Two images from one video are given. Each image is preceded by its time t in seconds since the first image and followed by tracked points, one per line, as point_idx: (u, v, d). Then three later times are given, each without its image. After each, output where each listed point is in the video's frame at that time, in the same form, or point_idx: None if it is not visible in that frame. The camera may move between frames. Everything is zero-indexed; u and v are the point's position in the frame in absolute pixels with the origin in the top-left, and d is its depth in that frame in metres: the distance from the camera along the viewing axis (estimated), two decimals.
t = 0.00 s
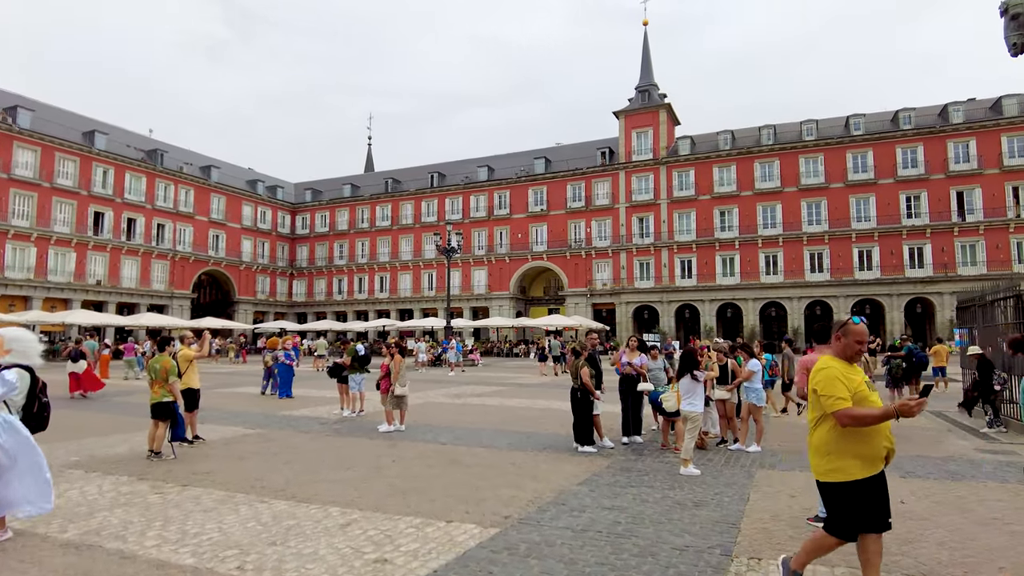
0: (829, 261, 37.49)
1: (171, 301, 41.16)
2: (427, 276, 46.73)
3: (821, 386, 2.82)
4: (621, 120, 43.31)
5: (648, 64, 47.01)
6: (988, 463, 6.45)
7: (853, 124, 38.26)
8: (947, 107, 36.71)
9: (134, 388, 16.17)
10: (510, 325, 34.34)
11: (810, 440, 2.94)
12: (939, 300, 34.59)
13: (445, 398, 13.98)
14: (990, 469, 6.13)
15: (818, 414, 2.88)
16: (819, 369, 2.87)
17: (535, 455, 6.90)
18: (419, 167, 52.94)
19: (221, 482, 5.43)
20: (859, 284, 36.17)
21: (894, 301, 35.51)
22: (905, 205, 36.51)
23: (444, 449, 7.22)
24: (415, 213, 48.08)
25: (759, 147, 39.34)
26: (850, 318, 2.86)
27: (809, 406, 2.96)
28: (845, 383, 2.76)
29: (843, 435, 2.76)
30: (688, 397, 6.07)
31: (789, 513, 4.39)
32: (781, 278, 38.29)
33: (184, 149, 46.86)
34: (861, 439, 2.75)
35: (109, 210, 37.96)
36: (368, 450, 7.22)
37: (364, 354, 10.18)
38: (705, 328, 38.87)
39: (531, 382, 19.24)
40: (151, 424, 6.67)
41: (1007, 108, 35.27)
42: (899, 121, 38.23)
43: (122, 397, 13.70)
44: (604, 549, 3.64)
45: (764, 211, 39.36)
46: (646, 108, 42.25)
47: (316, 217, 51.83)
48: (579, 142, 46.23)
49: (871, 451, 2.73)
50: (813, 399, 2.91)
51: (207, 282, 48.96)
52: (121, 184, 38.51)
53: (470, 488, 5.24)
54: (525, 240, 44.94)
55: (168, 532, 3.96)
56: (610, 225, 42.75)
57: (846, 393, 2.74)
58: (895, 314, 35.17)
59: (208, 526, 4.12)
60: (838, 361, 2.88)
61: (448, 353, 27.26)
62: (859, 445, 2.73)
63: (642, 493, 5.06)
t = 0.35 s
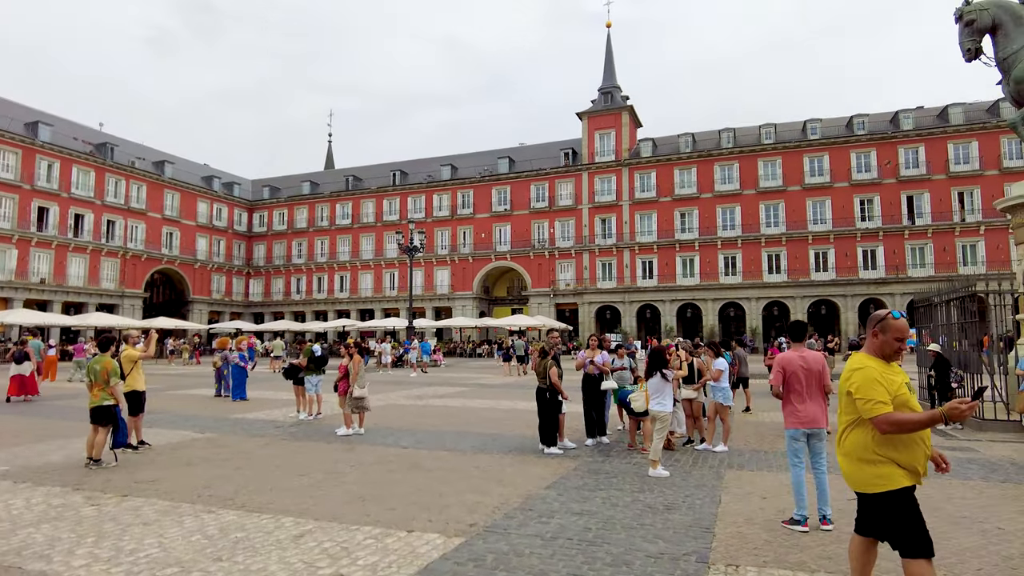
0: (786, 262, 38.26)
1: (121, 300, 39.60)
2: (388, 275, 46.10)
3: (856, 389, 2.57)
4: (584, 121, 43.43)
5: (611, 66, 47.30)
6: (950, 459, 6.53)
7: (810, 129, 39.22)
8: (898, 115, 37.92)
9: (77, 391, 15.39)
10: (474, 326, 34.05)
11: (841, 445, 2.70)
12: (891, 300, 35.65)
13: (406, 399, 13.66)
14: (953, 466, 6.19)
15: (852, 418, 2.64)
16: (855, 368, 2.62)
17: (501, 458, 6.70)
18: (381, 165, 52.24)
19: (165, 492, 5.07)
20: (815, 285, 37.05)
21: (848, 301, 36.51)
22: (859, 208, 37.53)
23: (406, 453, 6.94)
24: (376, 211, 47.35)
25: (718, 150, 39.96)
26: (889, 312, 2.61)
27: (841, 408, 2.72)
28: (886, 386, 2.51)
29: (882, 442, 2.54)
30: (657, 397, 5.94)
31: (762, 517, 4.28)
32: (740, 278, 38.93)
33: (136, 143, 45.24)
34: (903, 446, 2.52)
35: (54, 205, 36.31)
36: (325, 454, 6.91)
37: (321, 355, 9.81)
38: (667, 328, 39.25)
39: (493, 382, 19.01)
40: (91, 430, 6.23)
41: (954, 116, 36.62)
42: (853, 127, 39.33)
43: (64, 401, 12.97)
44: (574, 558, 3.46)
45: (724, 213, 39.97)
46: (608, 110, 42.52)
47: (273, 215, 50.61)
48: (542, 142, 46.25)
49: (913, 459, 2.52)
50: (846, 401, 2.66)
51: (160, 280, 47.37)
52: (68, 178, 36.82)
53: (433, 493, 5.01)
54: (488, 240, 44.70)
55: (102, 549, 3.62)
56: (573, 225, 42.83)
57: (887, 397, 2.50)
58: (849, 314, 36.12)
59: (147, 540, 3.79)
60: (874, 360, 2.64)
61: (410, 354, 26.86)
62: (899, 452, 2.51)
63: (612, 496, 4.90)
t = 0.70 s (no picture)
0: (751, 264, 38.86)
1: (75, 299, 38.14)
2: (354, 274, 45.43)
3: (933, 396, 2.29)
4: (553, 121, 43.41)
5: (580, 67, 47.43)
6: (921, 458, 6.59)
7: (775, 132, 39.95)
8: (859, 120, 38.89)
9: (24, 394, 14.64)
10: (442, 326, 33.72)
11: (907, 455, 2.44)
12: (851, 301, 36.55)
13: (373, 401, 13.34)
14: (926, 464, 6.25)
15: (924, 426, 2.37)
16: (928, 372, 2.34)
17: (474, 461, 6.51)
18: (347, 162, 51.47)
19: (117, 502, 4.75)
20: (778, 286, 37.74)
21: (811, 302, 37.31)
22: (821, 211, 38.32)
23: (375, 458, 6.70)
24: (342, 209, 46.59)
25: (685, 152, 40.39)
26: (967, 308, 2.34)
27: (906, 414, 2.45)
28: (967, 391, 2.25)
29: (963, 455, 2.27)
30: (634, 398, 5.79)
31: (744, 521, 4.19)
32: (705, 279, 39.40)
33: (91, 136, 43.65)
34: (984, 459, 2.27)
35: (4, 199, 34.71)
36: (291, 459, 6.63)
37: (285, 356, 9.49)
38: (634, 328, 39.52)
39: (463, 383, 18.79)
40: (37, 437, 5.83)
41: (911, 123, 37.69)
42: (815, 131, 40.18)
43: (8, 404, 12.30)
44: (558, 570, 3.30)
45: (690, 214, 40.41)
46: (577, 111, 42.62)
47: (235, 212, 49.40)
48: (511, 142, 46.14)
49: (997, 472, 2.26)
50: (915, 407, 2.39)
51: (117, 278, 45.84)
52: (19, 171, 35.24)
53: (405, 500, 4.81)
54: (456, 239, 44.37)
55: (45, 569, 3.32)
56: (541, 226, 42.79)
57: (971, 404, 2.22)
58: (812, 315, 36.91)
59: (96, 558, 3.50)
60: (946, 361, 2.38)
61: (377, 354, 26.44)
62: (984, 465, 2.25)
63: (591, 501, 4.76)
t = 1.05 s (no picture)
0: (719, 267, 39.34)
1: (30, 297, 36.71)
2: (323, 274, 44.70)
3: None
4: (526, 123, 43.33)
5: (553, 69, 47.50)
6: (902, 461, 6.63)
7: (744, 138, 40.58)
8: (826, 127, 39.70)
9: None
10: (413, 326, 33.35)
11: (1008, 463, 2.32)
12: (818, 305, 37.28)
13: (345, 404, 13.02)
14: (908, 467, 6.28)
15: None
16: None
17: (456, 466, 6.33)
18: (317, 159, 50.67)
19: (77, 514, 4.44)
20: (746, 289, 38.29)
21: (778, 305, 37.96)
22: (789, 216, 38.96)
23: (352, 463, 6.46)
24: (311, 207, 45.80)
25: (656, 156, 40.73)
26: None
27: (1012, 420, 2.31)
28: None
29: None
30: (621, 401, 5.65)
31: (740, 528, 4.09)
32: (675, 281, 39.77)
33: (49, 129, 42.13)
34: None
35: None
36: (263, 464, 6.35)
37: (254, 357, 9.15)
38: (605, 330, 39.67)
39: (436, 385, 18.56)
40: None
41: (876, 130, 38.63)
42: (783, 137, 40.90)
43: None
44: None
45: (661, 217, 40.73)
46: (550, 112, 42.62)
47: (201, 209, 48.22)
48: (484, 142, 45.98)
49: None
50: None
51: (75, 275, 44.36)
52: None
53: (388, 508, 4.60)
54: (428, 239, 43.98)
55: None
56: (514, 227, 42.66)
57: None
58: (779, 318, 37.55)
59: None
60: None
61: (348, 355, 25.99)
62: None
63: (581, 508, 4.62)
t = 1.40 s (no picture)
0: (680, 269, 39.91)
1: None
2: (282, 272, 43.72)
3: None
4: (491, 123, 43.16)
5: (519, 69, 47.48)
6: (871, 460, 6.73)
7: (706, 142, 41.26)
8: (784, 133, 40.66)
9: None
10: (375, 326, 32.83)
11: None
12: (775, 307, 38.15)
13: (309, 406, 12.68)
14: (877, 467, 6.37)
15: None
16: None
17: (429, 471, 6.15)
18: (277, 156, 49.56)
19: (23, 527, 4.14)
20: (707, 291, 38.91)
21: (737, 306, 38.70)
22: (749, 220, 39.73)
23: (320, 468, 6.24)
24: (270, 203, 44.76)
25: (620, 159, 41.09)
26: None
27: None
28: None
29: None
30: (598, 403, 5.54)
31: (724, 531, 4.04)
32: (637, 283, 40.17)
33: None
34: None
35: None
36: (225, 470, 6.06)
37: (216, 357, 8.81)
38: (568, 331, 39.77)
39: (400, 387, 18.26)
40: None
41: (832, 137, 39.74)
42: (744, 142, 41.73)
43: None
44: None
45: (624, 219, 41.09)
46: (515, 113, 42.58)
47: (155, 204, 46.65)
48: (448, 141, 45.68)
49: None
50: None
51: (18, 271, 42.39)
52: None
53: (361, 516, 4.41)
54: (391, 238, 43.42)
55: None
56: (478, 227, 42.47)
57: None
58: (738, 319, 38.29)
59: None
60: None
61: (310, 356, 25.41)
62: None
63: (563, 513, 4.52)
